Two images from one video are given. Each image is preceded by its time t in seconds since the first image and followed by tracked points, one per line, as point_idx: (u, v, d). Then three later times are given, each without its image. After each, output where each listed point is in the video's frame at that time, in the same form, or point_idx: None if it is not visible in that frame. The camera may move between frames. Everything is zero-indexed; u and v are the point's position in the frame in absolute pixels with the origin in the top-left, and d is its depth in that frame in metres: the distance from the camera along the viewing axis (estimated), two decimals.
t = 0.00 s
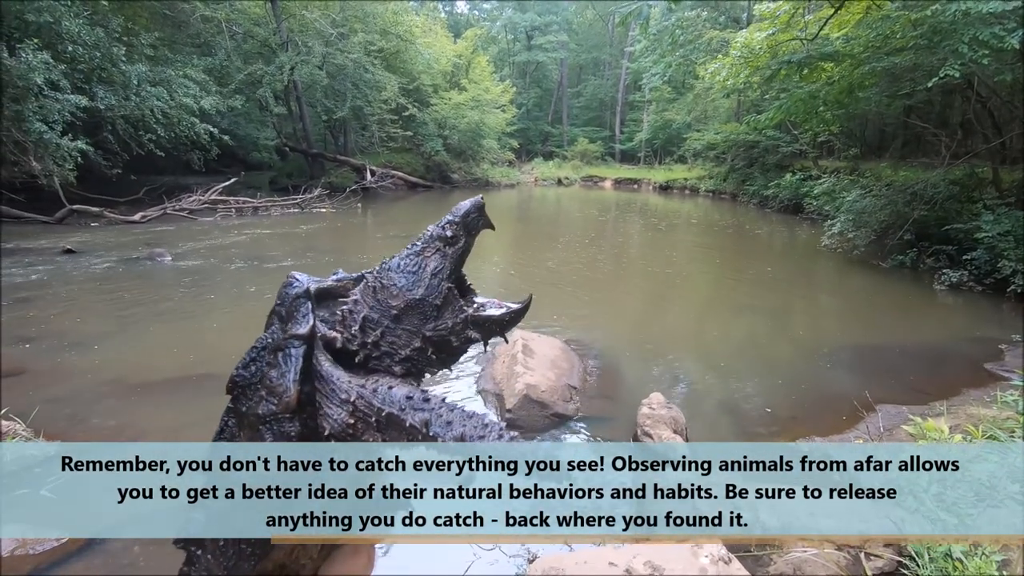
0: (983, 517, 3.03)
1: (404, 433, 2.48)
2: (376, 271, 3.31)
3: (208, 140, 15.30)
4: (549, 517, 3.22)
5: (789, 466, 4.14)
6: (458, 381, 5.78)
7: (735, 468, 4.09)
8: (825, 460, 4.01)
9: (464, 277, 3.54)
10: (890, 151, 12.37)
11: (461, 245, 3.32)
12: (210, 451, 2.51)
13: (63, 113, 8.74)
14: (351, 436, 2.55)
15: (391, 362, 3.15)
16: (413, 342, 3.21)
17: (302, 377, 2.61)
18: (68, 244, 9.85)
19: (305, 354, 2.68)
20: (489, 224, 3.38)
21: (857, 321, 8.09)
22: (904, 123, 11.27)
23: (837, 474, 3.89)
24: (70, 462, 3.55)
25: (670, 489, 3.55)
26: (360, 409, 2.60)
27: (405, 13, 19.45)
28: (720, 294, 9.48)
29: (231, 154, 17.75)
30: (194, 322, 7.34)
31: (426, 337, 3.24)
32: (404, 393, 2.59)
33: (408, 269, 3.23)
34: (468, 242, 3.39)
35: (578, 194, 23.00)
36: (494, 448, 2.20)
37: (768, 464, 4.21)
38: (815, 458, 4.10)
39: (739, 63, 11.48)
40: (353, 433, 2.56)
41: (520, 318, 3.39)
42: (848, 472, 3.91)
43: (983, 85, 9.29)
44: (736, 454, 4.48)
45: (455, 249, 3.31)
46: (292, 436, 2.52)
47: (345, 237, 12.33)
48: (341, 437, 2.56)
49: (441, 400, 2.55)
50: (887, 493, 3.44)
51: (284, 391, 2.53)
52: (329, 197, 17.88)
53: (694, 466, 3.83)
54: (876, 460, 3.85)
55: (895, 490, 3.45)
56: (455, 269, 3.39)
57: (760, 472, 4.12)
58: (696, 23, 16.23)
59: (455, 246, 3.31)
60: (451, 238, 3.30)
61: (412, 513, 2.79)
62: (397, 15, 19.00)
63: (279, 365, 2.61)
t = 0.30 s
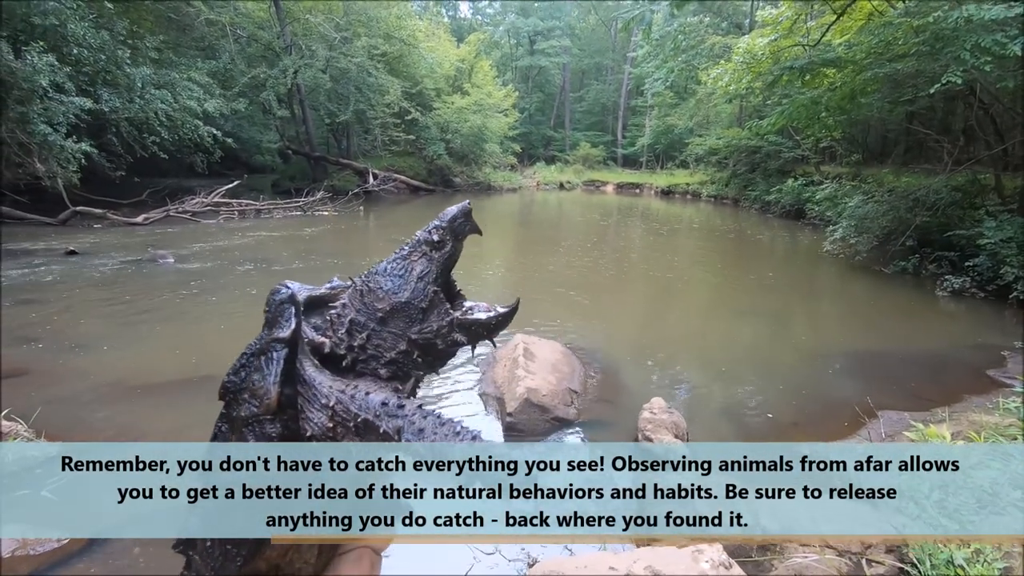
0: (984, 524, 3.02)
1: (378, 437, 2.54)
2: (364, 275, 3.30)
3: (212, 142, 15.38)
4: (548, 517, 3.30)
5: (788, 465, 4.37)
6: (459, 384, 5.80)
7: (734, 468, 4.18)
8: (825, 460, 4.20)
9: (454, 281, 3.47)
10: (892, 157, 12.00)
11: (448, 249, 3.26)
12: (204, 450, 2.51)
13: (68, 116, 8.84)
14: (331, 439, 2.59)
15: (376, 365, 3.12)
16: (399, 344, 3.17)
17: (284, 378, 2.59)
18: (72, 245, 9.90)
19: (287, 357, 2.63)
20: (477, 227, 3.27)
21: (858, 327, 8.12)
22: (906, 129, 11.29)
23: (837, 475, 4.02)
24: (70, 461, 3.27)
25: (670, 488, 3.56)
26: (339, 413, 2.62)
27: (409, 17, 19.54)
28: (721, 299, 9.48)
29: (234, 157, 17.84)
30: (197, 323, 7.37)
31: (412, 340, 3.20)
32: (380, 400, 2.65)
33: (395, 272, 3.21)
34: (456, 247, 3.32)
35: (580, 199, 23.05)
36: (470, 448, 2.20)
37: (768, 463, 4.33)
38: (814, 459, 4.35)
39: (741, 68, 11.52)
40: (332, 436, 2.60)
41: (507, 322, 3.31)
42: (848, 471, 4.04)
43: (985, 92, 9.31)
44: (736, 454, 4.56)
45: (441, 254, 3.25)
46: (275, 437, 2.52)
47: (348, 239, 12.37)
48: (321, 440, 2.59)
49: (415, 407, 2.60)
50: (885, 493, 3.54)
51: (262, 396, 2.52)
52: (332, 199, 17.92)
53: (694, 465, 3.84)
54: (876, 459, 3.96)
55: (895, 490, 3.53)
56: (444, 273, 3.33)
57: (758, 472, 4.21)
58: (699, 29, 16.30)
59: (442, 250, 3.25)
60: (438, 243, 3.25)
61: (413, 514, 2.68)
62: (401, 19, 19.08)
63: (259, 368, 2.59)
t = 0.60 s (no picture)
0: (988, 531, 2.98)
1: (356, 436, 2.39)
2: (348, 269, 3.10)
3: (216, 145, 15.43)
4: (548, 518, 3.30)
5: (789, 465, 4.51)
6: (460, 388, 5.78)
7: (735, 468, 4.33)
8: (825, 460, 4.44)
9: (442, 273, 3.22)
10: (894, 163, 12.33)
11: (431, 241, 2.99)
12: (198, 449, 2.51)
13: (73, 118, 8.88)
14: (310, 437, 2.45)
15: (358, 362, 2.91)
16: (382, 339, 2.93)
17: (261, 375, 2.59)
18: (75, 247, 9.91)
19: (263, 354, 2.64)
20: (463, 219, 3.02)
21: (860, 332, 8.11)
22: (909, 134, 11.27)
23: (837, 474, 4.22)
24: (70, 462, 3.50)
25: (671, 488, 3.71)
26: (317, 410, 2.49)
27: (412, 21, 19.59)
28: (725, 305, 9.44)
29: (237, 160, 17.90)
30: (199, 325, 7.37)
31: (395, 334, 2.95)
32: (357, 397, 2.50)
33: (376, 265, 2.97)
34: (442, 239, 3.06)
35: (582, 203, 23.07)
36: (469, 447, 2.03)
37: (768, 464, 4.44)
38: (815, 459, 4.54)
39: (744, 73, 11.51)
40: (312, 435, 2.46)
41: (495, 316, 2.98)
42: (848, 471, 4.24)
43: (988, 98, 9.29)
44: (736, 454, 4.69)
45: (424, 246, 2.97)
46: (252, 435, 2.52)
47: (351, 242, 12.38)
48: (302, 437, 2.47)
49: (394, 404, 2.43)
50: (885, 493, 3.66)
51: (238, 393, 2.54)
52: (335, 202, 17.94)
53: (694, 466, 4.03)
54: (876, 460, 4.14)
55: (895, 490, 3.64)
56: (430, 265, 3.07)
57: (759, 472, 4.33)
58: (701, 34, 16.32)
59: (425, 242, 2.98)
60: (420, 234, 2.98)
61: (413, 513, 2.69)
62: (404, 24, 19.13)
63: (238, 366, 2.61)
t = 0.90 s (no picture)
0: (991, 537, 2.97)
1: (367, 432, 2.36)
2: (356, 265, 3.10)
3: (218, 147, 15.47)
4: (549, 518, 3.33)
5: (789, 466, 4.51)
6: (460, 391, 5.79)
7: (735, 468, 4.33)
8: (825, 461, 4.44)
9: (451, 273, 3.21)
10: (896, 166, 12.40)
11: (439, 239, 3.01)
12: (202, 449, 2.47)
13: (76, 120, 8.92)
14: (321, 433, 2.40)
15: (364, 359, 2.89)
16: (387, 336, 2.92)
17: (273, 367, 2.53)
18: (77, 248, 9.94)
19: (275, 348, 2.57)
20: (471, 216, 3.02)
21: (860, 336, 8.11)
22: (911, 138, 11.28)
23: (837, 474, 4.22)
24: (70, 462, 3.52)
25: (670, 488, 3.72)
26: (327, 404, 2.44)
27: (414, 24, 19.62)
28: (728, 307, 9.44)
29: (240, 162, 17.96)
30: (201, 327, 7.39)
31: (399, 331, 2.94)
32: (368, 392, 2.49)
33: (382, 261, 2.98)
34: (449, 237, 3.09)
35: (583, 206, 23.09)
36: (471, 447, 2.09)
37: (768, 464, 4.45)
38: (813, 459, 4.58)
39: (745, 77, 11.51)
40: (322, 430, 2.41)
41: (501, 315, 2.95)
42: (849, 471, 4.25)
43: (990, 102, 9.30)
44: (736, 454, 4.71)
45: (431, 244, 3.01)
46: (263, 428, 2.46)
47: (352, 245, 12.39)
48: (311, 433, 2.42)
49: (405, 401, 2.43)
50: (887, 493, 3.63)
51: (248, 384, 2.46)
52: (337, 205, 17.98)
53: (694, 466, 4.04)
54: (876, 460, 4.15)
55: (895, 490, 3.64)
56: (437, 263, 3.09)
57: (760, 472, 4.33)
58: (703, 38, 16.37)
59: (432, 240, 3.01)
60: (427, 232, 3.01)
61: (413, 513, 2.73)
62: (407, 27, 19.16)
63: (248, 357, 2.55)
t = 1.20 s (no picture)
0: (992, 540, 2.96)
1: (366, 434, 2.33)
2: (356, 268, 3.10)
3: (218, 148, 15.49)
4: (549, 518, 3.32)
5: (789, 466, 4.52)
6: (460, 393, 5.79)
7: (735, 468, 4.33)
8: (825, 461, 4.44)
9: (451, 276, 3.16)
10: (896, 168, 12.41)
11: (436, 242, 2.96)
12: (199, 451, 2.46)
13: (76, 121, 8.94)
14: (320, 433, 2.39)
15: (362, 361, 2.89)
16: (384, 338, 2.91)
17: (271, 369, 2.51)
18: (77, 249, 9.94)
19: (274, 350, 2.56)
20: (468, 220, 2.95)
21: (859, 338, 8.11)
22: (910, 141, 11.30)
23: (837, 474, 4.22)
24: (69, 463, 3.54)
25: (671, 489, 3.70)
26: (327, 406, 2.42)
27: (414, 26, 19.67)
28: (727, 309, 9.48)
29: (240, 163, 17.95)
30: (201, 328, 7.39)
31: (396, 334, 2.93)
32: (367, 394, 2.44)
33: (380, 265, 2.98)
34: (448, 241, 3.02)
35: (583, 208, 23.11)
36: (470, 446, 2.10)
37: (768, 464, 4.46)
38: (814, 459, 4.62)
39: (745, 79, 11.50)
40: (322, 431, 2.40)
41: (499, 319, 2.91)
42: (848, 471, 4.26)
43: (990, 105, 9.32)
44: (735, 454, 4.73)
45: (429, 248, 2.96)
46: (261, 429, 2.43)
47: (352, 246, 12.39)
48: (310, 433, 2.40)
49: (404, 404, 2.40)
50: (887, 494, 3.68)
51: (246, 384, 2.45)
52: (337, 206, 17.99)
53: (694, 466, 4.03)
54: (877, 460, 4.16)
55: (895, 490, 3.68)
56: (435, 267, 3.04)
57: (759, 472, 4.34)
58: (703, 41, 16.40)
59: (430, 244, 2.96)
60: (425, 235, 2.97)
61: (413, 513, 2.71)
62: (407, 29, 19.19)
63: (247, 356, 2.55)
